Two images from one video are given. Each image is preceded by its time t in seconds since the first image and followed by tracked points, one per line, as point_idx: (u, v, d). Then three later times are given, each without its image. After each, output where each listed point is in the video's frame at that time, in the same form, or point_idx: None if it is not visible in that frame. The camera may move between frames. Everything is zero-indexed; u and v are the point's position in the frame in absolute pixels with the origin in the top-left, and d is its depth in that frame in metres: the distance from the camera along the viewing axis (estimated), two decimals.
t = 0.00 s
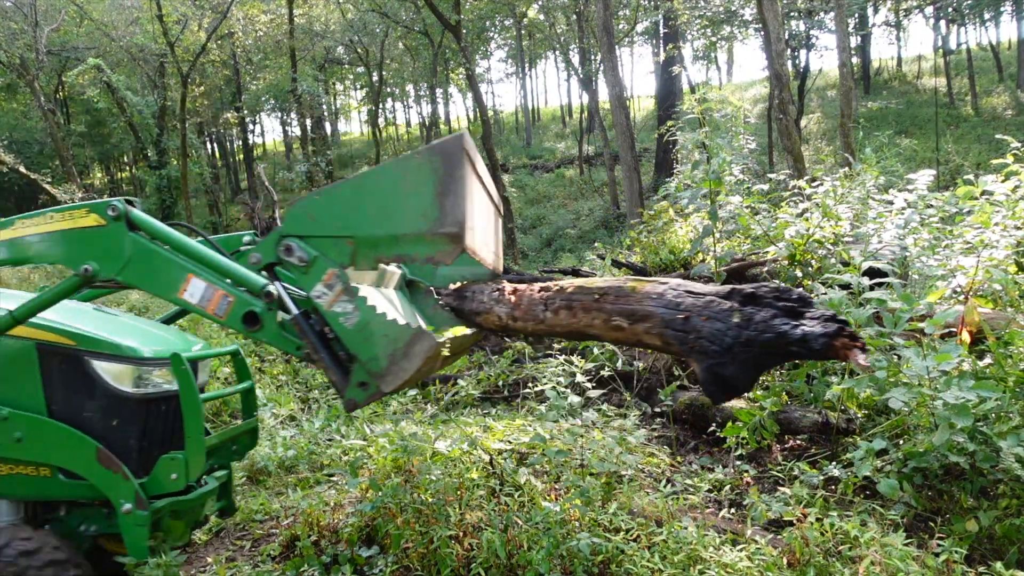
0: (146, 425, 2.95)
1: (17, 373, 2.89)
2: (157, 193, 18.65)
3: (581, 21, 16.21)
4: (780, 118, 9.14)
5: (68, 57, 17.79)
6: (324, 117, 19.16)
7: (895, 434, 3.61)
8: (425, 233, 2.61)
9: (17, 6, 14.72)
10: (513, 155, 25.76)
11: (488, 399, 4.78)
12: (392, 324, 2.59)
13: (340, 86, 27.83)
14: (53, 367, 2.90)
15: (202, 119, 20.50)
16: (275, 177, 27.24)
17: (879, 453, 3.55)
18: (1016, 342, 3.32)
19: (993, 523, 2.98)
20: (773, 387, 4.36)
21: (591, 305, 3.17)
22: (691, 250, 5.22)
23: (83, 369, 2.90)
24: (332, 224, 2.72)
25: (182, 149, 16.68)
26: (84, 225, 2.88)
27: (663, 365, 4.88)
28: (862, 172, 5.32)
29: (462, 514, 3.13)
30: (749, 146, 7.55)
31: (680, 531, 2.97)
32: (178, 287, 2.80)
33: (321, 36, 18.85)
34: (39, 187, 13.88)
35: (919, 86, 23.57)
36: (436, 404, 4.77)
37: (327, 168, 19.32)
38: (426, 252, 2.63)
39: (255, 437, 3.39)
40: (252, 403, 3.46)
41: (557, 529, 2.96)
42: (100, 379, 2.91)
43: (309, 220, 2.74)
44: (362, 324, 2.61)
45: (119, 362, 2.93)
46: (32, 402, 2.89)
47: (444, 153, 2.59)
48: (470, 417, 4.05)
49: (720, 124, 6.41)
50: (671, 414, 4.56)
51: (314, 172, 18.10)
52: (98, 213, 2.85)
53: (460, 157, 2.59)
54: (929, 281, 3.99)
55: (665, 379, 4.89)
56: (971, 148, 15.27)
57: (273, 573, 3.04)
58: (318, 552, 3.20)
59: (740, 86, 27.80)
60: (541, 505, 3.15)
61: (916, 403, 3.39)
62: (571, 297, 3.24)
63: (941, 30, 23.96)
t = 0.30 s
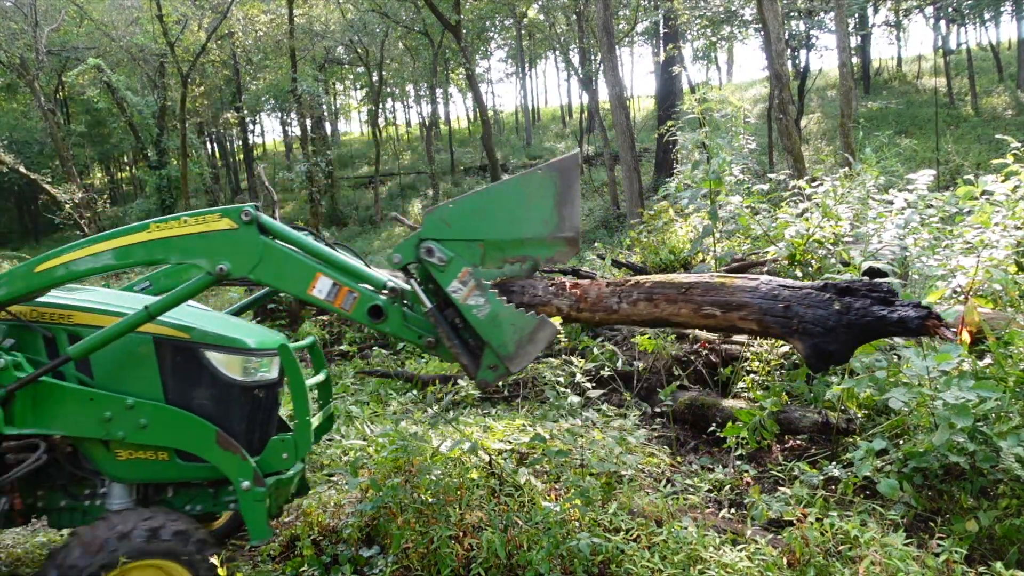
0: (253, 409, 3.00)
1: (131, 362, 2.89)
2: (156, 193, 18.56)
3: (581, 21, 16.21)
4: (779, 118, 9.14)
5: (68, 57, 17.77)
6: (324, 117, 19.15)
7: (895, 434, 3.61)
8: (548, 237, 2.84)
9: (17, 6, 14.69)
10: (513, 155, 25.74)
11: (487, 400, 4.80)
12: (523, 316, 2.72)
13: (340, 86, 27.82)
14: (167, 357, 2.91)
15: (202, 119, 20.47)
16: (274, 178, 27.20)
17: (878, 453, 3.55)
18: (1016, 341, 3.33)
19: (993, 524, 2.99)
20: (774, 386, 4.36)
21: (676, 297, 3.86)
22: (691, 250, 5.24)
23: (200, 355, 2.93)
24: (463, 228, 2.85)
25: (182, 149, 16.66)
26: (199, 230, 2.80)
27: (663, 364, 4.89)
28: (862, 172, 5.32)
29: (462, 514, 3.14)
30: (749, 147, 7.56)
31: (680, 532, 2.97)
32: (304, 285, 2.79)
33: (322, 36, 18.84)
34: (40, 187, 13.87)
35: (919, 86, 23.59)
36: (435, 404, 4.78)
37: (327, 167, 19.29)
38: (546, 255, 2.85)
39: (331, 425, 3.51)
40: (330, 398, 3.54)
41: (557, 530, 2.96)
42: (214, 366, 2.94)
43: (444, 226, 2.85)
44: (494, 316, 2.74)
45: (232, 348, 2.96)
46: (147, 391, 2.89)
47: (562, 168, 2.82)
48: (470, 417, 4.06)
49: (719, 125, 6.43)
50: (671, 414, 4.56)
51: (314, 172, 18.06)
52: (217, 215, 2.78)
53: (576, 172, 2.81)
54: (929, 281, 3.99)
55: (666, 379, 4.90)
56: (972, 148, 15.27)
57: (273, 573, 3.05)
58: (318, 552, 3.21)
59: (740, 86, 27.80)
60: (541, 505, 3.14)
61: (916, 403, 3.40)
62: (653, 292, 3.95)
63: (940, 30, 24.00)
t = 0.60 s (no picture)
0: (340, 382, 3.28)
1: (232, 345, 3.06)
2: (157, 193, 18.54)
3: (581, 21, 16.21)
4: (780, 118, 9.13)
5: (68, 57, 17.75)
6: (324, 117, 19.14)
7: (895, 434, 3.61)
8: (621, 218, 3.15)
9: (16, 6, 14.64)
10: (513, 155, 25.73)
11: (488, 400, 4.81)
12: (604, 287, 3.11)
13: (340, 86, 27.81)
14: (267, 338, 3.11)
15: (202, 119, 20.43)
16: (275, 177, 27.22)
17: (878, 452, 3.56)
18: (1016, 342, 3.33)
19: (993, 524, 2.99)
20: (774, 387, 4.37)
21: (717, 265, 4.42)
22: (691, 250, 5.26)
23: (298, 336, 3.16)
24: (548, 211, 3.15)
25: (182, 149, 16.64)
26: (302, 219, 3.00)
27: (663, 364, 4.89)
28: (861, 172, 5.33)
29: (463, 514, 3.15)
30: (749, 146, 7.57)
31: (680, 532, 2.97)
32: (399, 266, 3.06)
33: (322, 36, 18.80)
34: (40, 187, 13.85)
35: (919, 86, 23.58)
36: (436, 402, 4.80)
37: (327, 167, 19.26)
38: (617, 233, 3.17)
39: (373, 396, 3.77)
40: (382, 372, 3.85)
41: (557, 529, 2.96)
42: (308, 346, 3.18)
43: (530, 210, 3.14)
44: (577, 287, 3.11)
45: (323, 329, 3.21)
46: (249, 369, 3.08)
47: (628, 156, 3.14)
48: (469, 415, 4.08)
49: (720, 125, 6.45)
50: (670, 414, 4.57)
51: (314, 172, 18.00)
52: (322, 206, 2.97)
53: (643, 160, 3.13)
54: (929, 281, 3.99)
55: (665, 379, 4.90)
56: (971, 147, 15.27)
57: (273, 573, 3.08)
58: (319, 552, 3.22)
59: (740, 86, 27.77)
60: (541, 505, 3.15)
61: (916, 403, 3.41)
62: (695, 263, 4.54)
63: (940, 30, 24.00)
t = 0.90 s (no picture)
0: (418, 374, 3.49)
1: (334, 339, 3.17)
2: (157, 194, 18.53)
3: (581, 21, 16.22)
4: (780, 118, 9.13)
5: (68, 57, 17.74)
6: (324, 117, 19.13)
7: (896, 434, 3.61)
8: (680, 238, 3.62)
9: (16, 6, 14.65)
10: (513, 155, 25.73)
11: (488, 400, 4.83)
12: (668, 296, 3.46)
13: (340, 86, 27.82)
14: (360, 334, 3.25)
15: (202, 119, 20.42)
16: (275, 177, 27.22)
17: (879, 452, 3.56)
18: (1016, 342, 3.34)
19: (993, 524, 2.99)
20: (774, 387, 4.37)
21: (743, 277, 4.36)
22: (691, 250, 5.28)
23: (389, 331, 3.33)
24: (622, 227, 3.42)
25: (182, 149, 16.65)
26: (404, 226, 3.12)
27: (662, 365, 4.90)
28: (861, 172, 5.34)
29: (462, 514, 3.13)
30: (749, 146, 7.57)
31: (679, 532, 2.97)
32: (487, 273, 3.22)
33: (321, 36, 18.79)
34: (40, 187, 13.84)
35: (919, 86, 23.57)
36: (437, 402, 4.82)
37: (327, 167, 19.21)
38: (674, 251, 3.63)
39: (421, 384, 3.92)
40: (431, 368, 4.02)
41: (557, 530, 2.97)
42: (396, 342, 3.36)
43: (607, 225, 3.39)
44: (643, 295, 3.43)
45: (408, 326, 3.40)
46: (346, 362, 3.20)
47: (687, 188, 3.65)
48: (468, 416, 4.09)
49: (720, 126, 6.46)
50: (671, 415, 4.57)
51: (315, 172, 17.97)
52: (432, 216, 3.12)
53: (697, 192, 3.68)
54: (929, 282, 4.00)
55: (665, 379, 4.92)
56: (971, 147, 15.26)
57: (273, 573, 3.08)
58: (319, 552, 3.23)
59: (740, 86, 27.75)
60: (542, 506, 3.15)
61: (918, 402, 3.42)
62: (722, 275, 4.46)
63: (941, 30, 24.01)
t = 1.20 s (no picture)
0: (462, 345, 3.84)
1: (396, 321, 3.49)
2: (156, 193, 18.51)
3: (581, 21, 16.23)
4: (780, 118, 9.13)
5: (68, 57, 17.73)
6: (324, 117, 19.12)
7: (896, 435, 3.60)
8: (690, 216, 4.11)
9: (16, 6, 14.60)
10: (513, 155, 25.73)
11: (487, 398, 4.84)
12: (682, 268, 4.02)
13: (340, 86, 27.81)
14: (416, 315, 3.58)
15: (202, 119, 20.39)
16: (275, 177, 27.19)
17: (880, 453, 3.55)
18: (1016, 341, 3.35)
19: (993, 524, 2.98)
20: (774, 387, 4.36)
21: (732, 246, 4.72)
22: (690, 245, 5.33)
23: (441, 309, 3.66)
24: (643, 209, 3.88)
25: (183, 148, 16.65)
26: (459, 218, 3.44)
27: (663, 365, 4.90)
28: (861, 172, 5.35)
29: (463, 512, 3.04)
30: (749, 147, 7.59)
31: (679, 532, 2.97)
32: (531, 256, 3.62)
33: (321, 36, 18.77)
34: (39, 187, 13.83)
35: (919, 86, 23.57)
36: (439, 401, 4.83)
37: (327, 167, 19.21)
38: (682, 227, 4.13)
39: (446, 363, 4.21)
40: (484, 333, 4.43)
41: (557, 530, 2.97)
42: (445, 320, 3.69)
43: (631, 208, 3.83)
44: (661, 267, 3.98)
45: (454, 303, 3.74)
46: (409, 338, 3.53)
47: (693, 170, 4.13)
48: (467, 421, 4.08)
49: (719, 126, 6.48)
50: (671, 414, 4.57)
51: (315, 172, 17.96)
52: (480, 207, 3.41)
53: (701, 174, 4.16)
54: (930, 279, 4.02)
55: (665, 380, 4.90)
56: (971, 148, 15.26)
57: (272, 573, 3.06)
58: (317, 555, 3.21)
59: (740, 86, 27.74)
60: (542, 505, 3.15)
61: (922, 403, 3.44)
62: (713, 243, 4.80)
63: (941, 31, 24.02)
